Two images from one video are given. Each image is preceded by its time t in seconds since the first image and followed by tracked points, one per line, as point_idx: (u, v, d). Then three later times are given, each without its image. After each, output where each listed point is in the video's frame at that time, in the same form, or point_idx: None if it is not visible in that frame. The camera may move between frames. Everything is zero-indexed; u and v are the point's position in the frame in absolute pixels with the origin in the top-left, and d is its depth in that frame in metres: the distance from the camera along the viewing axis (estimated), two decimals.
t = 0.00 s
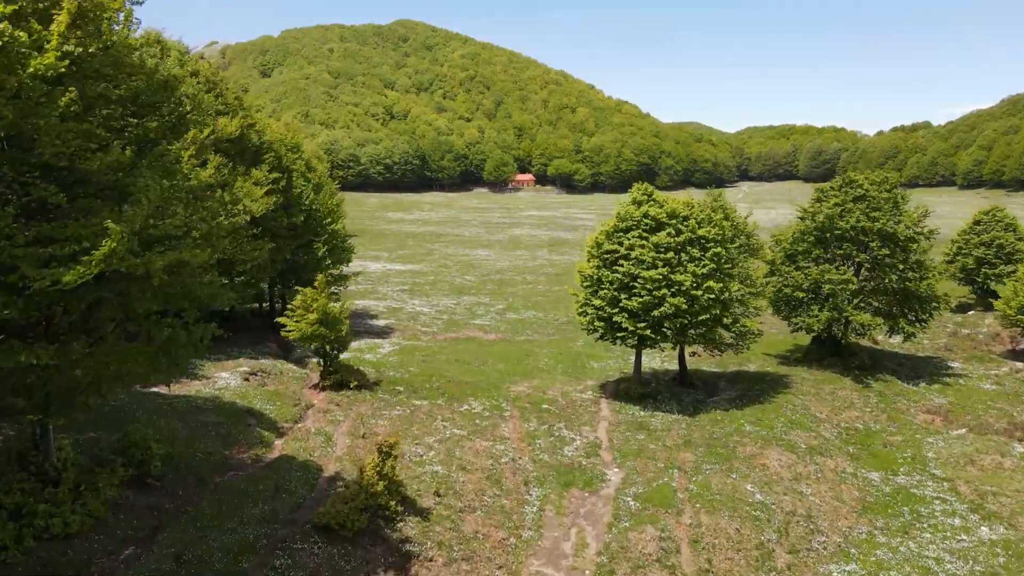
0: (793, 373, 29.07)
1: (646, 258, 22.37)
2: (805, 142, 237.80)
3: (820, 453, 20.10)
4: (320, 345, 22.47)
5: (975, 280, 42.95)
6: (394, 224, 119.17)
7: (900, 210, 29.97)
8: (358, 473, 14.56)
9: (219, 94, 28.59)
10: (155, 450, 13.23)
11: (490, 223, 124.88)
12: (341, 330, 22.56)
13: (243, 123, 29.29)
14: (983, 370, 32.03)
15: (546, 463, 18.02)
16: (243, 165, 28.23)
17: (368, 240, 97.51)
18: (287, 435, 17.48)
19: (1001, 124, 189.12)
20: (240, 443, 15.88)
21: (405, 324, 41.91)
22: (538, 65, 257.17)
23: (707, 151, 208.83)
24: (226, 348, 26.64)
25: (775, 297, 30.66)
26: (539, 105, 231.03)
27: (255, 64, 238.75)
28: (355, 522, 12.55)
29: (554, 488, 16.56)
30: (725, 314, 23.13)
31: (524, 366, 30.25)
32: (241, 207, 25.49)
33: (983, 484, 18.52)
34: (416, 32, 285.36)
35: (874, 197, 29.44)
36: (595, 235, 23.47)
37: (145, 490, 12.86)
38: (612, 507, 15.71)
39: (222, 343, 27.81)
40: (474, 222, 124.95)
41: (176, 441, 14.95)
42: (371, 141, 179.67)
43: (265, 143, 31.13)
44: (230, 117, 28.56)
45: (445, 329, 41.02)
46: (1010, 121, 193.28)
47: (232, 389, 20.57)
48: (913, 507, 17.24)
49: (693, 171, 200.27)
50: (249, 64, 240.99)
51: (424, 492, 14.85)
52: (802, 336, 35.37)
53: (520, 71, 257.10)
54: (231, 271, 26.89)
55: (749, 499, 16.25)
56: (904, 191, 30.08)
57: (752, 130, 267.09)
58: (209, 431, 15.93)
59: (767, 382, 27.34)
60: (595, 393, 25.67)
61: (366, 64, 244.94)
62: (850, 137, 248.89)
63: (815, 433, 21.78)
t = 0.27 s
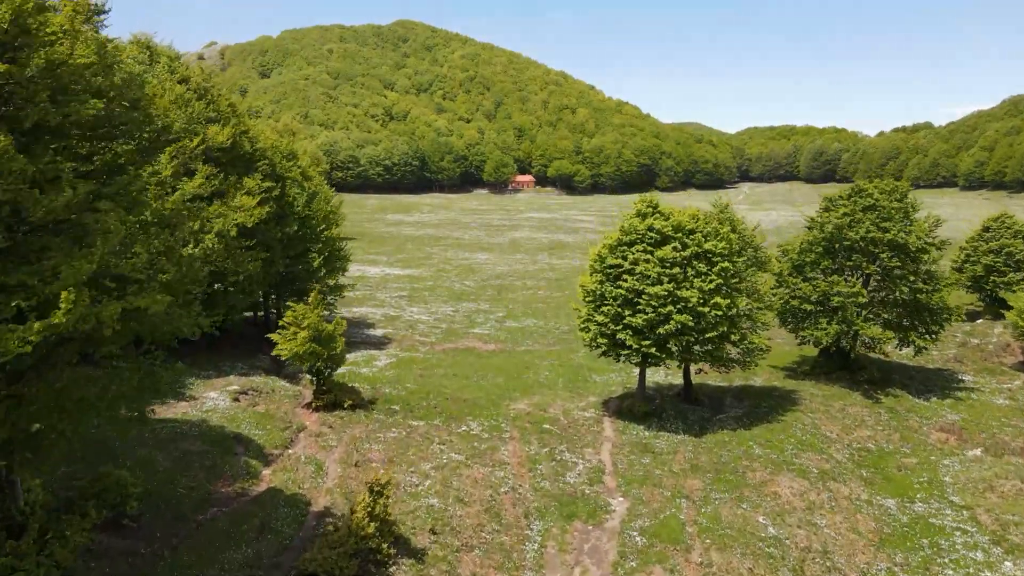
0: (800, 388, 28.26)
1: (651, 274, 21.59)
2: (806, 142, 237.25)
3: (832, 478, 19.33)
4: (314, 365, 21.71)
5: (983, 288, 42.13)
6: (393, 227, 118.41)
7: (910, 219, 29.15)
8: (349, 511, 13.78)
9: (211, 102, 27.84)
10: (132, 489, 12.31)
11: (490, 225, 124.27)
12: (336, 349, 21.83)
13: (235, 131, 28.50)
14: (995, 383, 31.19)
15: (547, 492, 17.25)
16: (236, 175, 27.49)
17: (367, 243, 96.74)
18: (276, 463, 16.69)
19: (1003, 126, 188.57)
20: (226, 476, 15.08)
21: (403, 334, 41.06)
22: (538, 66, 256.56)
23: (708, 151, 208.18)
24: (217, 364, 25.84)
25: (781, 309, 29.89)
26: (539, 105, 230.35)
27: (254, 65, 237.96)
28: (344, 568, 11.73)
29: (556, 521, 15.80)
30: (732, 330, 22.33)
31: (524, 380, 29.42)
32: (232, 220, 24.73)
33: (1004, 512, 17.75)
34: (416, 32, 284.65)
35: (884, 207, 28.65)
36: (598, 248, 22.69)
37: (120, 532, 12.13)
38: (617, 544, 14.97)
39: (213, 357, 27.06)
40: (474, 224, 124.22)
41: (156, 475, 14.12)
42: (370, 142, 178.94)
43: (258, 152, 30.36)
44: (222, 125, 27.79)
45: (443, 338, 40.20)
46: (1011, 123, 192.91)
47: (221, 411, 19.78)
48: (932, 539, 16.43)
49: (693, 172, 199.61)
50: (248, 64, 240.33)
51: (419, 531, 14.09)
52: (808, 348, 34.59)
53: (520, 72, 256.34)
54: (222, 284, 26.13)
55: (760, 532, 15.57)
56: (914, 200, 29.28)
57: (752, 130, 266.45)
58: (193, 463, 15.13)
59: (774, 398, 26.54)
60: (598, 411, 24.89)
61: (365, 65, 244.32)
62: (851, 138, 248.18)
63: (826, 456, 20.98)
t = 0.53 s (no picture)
0: (810, 406, 27.39)
1: (655, 293, 20.76)
2: (807, 143, 236.39)
3: (847, 510, 18.46)
4: (306, 388, 20.87)
5: (993, 298, 41.13)
6: (393, 230, 117.69)
7: (923, 231, 28.23)
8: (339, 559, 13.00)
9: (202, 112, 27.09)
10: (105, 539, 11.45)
11: (490, 228, 123.52)
12: (328, 371, 21.00)
13: (226, 141, 27.68)
14: (1009, 399, 30.21)
15: (548, 528, 16.42)
16: (228, 187, 26.69)
17: (365, 247, 95.90)
18: (262, 498, 15.88)
19: (1005, 127, 187.98)
20: (208, 516, 14.28)
21: (401, 345, 40.18)
22: (538, 68, 255.72)
23: (709, 153, 207.32)
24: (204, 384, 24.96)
25: (788, 324, 29.06)
26: (539, 107, 229.55)
27: (254, 66, 237.36)
28: None
29: (560, 562, 15.00)
30: (741, 351, 21.43)
31: (525, 398, 28.52)
32: (221, 235, 23.96)
33: None
34: (416, 33, 283.89)
35: (896, 219, 27.77)
36: (601, 266, 21.87)
37: None
38: None
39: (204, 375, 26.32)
40: (473, 227, 123.49)
41: (134, 519, 13.26)
42: (370, 143, 178.07)
43: (251, 162, 29.55)
44: (212, 135, 26.92)
45: (441, 349, 39.26)
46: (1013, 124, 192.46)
47: (207, 437, 18.93)
48: None
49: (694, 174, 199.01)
50: (247, 65, 239.56)
51: None
52: (815, 362, 33.63)
53: (520, 72, 255.81)
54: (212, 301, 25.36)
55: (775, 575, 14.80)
56: (927, 211, 28.40)
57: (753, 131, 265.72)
58: (173, 502, 14.31)
59: (783, 418, 25.68)
60: (601, 432, 24.02)
61: (365, 65, 243.52)
62: (852, 139, 247.57)
63: (840, 484, 20.12)
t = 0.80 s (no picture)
0: (819, 426, 26.53)
1: (662, 315, 19.89)
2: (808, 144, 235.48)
3: (863, 545, 17.62)
4: (297, 414, 20.00)
5: (1003, 308, 40.19)
6: (391, 233, 116.71)
7: (935, 245, 27.36)
8: None
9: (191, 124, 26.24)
10: None
11: (490, 231, 122.72)
12: (320, 396, 20.13)
13: (216, 152, 26.84)
14: None
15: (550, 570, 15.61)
16: (219, 200, 25.83)
17: (364, 251, 95.04)
18: (247, 540, 15.08)
19: (1007, 128, 187.29)
20: (188, 565, 13.50)
21: (398, 358, 39.25)
22: (538, 69, 254.82)
23: (710, 154, 206.39)
24: (192, 406, 24.12)
25: (797, 340, 28.19)
26: (539, 108, 228.60)
27: (253, 67, 236.63)
28: None
29: None
30: (750, 374, 20.55)
31: (525, 418, 27.64)
32: (211, 253, 23.13)
33: None
34: (416, 34, 282.96)
35: (908, 233, 26.93)
36: (605, 285, 20.98)
37: None
38: None
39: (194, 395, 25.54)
40: (473, 230, 122.65)
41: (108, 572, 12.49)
42: (369, 145, 177.21)
43: (242, 173, 28.68)
44: (201, 146, 26.10)
45: (440, 362, 38.38)
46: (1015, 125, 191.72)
47: (192, 469, 18.07)
48: None
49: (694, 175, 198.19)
50: (246, 67, 238.74)
51: None
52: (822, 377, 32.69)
53: (520, 73, 255.00)
54: (201, 321, 24.55)
55: None
56: (939, 225, 27.52)
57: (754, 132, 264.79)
58: (151, 549, 13.52)
59: (792, 440, 24.81)
60: (604, 456, 23.12)
61: (364, 67, 242.62)
62: (853, 140, 246.67)
63: (854, 515, 19.27)
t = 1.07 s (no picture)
0: (829, 446, 25.70)
1: (667, 336, 19.07)
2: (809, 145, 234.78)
3: None
4: (286, 440, 19.18)
5: (1013, 317, 39.30)
6: (390, 236, 115.96)
7: (948, 259, 26.55)
8: None
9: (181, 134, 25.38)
10: None
11: (489, 233, 122.03)
12: (311, 420, 19.35)
13: (206, 163, 26.01)
14: None
15: None
16: (209, 213, 25.01)
17: (362, 255, 94.25)
18: None
19: (1008, 129, 186.79)
20: None
21: (395, 369, 38.29)
22: (538, 69, 254.09)
23: (710, 155, 205.62)
24: (180, 427, 23.31)
25: (803, 356, 27.41)
26: (539, 108, 227.80)
27: (252, 68, 236.08)
28: None
29: None
30: (760, 399, 19.71)
31: (524, 436, 26.81)
32: (198, 271, 22.33)
33: None
34: (416, 34, 282.22)
35: (920, 246, 26.12)
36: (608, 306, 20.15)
37: None
38: None
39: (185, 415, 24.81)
40: (472, 232, 121.86)
41: None
42: (369, 146, 176.42)
43: (233, 184, 27.85)
44: (190, 157, 25.26)
45: (437, 373, 37.54)
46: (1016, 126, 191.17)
47: (176, 501, 17.25)
48: None
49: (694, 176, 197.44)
50: (245, 67, 238.02)
51: None
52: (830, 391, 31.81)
53: (520, 74, 254.28)
54: (189, 340, 23.79)
55: None
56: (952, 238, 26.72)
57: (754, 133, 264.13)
58: None
59: (801, 461, 23.98)
60: (606, 480, 22.29)
61: (364, 67, 241.94)
62: (854, 141, 245.89)
63: (868, 547, 18.44)
